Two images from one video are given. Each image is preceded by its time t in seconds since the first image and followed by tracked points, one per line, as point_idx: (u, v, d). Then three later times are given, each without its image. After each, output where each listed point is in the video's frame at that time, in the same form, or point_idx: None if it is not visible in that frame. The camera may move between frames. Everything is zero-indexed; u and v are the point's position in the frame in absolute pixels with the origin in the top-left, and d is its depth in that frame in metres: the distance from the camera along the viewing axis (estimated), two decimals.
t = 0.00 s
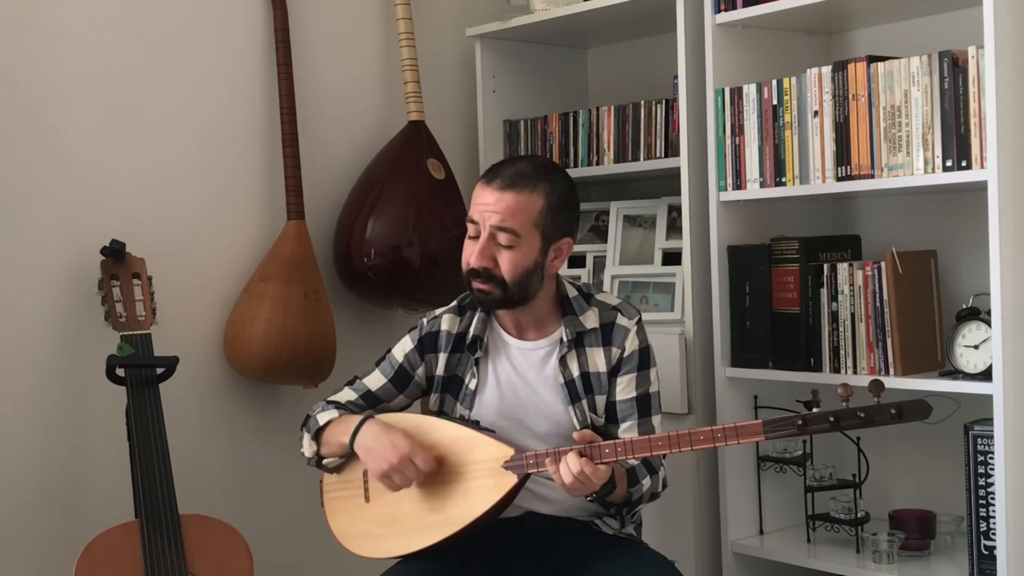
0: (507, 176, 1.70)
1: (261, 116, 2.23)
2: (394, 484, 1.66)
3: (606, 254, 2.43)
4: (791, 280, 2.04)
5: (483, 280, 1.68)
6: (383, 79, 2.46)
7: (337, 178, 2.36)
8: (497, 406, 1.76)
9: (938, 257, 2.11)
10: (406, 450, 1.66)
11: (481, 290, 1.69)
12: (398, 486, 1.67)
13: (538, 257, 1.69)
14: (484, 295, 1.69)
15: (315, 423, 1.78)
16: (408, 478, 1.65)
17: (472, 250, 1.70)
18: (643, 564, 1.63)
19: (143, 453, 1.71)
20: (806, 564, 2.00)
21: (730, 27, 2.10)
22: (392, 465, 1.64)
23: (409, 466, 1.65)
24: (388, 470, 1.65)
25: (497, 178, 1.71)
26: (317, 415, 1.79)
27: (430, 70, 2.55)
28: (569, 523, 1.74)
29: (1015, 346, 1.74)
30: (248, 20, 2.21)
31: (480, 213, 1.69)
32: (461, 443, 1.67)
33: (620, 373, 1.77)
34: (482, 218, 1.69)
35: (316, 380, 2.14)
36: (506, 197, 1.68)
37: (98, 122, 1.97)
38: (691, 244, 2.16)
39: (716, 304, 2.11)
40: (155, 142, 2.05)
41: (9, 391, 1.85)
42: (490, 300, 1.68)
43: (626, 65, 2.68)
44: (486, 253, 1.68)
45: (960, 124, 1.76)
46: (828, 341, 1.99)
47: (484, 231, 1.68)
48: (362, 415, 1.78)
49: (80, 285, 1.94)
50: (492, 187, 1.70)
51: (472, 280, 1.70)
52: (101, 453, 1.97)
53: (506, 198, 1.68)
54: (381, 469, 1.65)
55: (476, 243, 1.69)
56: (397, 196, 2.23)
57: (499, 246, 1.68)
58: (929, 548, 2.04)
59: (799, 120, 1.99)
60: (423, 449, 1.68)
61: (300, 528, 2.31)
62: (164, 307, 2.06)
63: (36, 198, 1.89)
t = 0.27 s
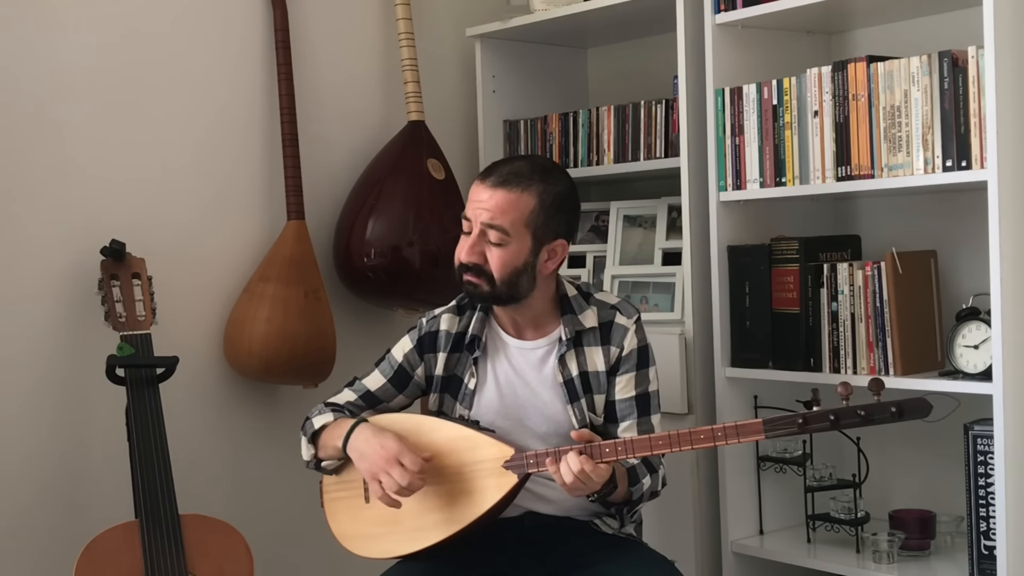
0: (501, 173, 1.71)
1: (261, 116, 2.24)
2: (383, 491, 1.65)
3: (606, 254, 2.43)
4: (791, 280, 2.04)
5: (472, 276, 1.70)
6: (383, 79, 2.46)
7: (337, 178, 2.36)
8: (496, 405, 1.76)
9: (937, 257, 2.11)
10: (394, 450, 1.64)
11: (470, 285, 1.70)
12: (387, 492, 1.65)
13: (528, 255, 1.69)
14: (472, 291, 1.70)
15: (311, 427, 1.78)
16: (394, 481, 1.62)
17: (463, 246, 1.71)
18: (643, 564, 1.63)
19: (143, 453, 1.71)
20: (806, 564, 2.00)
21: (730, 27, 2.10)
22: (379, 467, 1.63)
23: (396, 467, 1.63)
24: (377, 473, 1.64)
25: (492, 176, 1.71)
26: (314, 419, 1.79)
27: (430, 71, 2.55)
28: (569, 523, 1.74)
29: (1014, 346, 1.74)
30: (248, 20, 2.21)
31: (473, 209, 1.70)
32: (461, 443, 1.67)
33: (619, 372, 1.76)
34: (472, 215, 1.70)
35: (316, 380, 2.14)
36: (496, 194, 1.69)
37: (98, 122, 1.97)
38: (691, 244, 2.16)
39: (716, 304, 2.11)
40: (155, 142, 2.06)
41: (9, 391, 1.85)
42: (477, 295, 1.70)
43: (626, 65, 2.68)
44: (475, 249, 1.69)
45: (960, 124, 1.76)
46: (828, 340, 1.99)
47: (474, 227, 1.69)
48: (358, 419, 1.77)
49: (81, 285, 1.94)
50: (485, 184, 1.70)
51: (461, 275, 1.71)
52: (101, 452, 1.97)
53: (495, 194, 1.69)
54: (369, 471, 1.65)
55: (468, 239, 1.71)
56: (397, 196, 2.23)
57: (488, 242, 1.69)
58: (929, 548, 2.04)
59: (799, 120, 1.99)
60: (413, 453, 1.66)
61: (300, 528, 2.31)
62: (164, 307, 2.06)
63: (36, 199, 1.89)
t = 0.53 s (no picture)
0: (512, 172, 1.70)
1: (261, 116, 2.23)
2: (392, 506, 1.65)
3: (606, 254, 2.43)
4: (791, 280, 2.04)
5: (500, 282, 1.66)
6: (383, 79, 2.46)
7: (337, 178, 2.36)
8: (496, 406, 1.76)
9: (937, 257, 2.11)
10: (397, 472, 1.64)
11: (498, 292, 1.67)
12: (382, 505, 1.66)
13: (549, 253, 1.70)
14: (500, 298, 1.67)
15: (310, 431, 1.78)
16: (394, 501, 1.64)
17: (483, 251, 1.68)
18: (643, 564, 1.63)
19: (143, 453, 1.71)
20: (806, 564, 2.00)
21: (730, 27, 2.10)
22: (380, 486, 1.64)
23: (397, 488, 1.64)
24: (376, 491, 1.65)
25: (502, 177, 1.70)
26: (313, 422, 1.78)
27: (430, 70, 2.55)
28: (569, 523, 1.74)
29: (1014, 346, 1.74)
30: (248, 20, 2.21)
31: (490, 213, 1.68)
32: (460, 443, 1.67)
33: (617, 372, 1.76)
34: (491, 218, 1.67)
35: (316, 380, 2.14)
36: (513, 194, 1.67)
37: (98, 123, 1.97)
38: (691, 244, 2.16)
39: (716, 304, 2.11)
40: (155, 143, 2.05)
41: (9, 391, 1.85)
42: (507, 301, 1.67)
43: (626, 65, 2.68)
44: (500, 253, 1.66)
45: (960, 124, 1.76)
46: (828, 340, 1.99)
47: (495, 230, 1.67)
48: (357, 424, 1.77)
49: (81, 285, 1.94)
50: (501, 186, 1.69)
51: (486, 284, 1.67)
52: (101, 452, 1.97)
53: (513, 194, 1.67)
54: (368, 488, 1.65)
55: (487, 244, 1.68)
56: (397, 196, 2.23)
57: (512, 245, 1.67)
58: (929, 548, 2.04)
59: (799, 120, 1.99)
60: (413, 471, 1.66)
61: (301, 528, 2.31)
62: (164, 307, 2.06)
63: (36, 198, 1.89)
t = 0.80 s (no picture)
0: (545, 160, 1.71)
1: (261, 116, 2.24)
2: (384, 513, 1.65)
3: (606, 254, 2.43)
4: (791, 280, 2.04)
5: (549, 268, 1.67)
6: (383, 79, 2.46)
7: (337, 179, 2.36)
8: (498, 405, 1.76)
9: (937, 257, 2.11)
10: (393, 479, 1.64)
11: (546, 278, 1.67)
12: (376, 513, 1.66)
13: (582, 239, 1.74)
14: (546, 283, 1.67)
15: (310, 432, 1.78)
16: (387, 508, 1.64)
17: (531, 236, 1.68)
18: (642, 564, 1.63)
19: (143, 453, 1.72)
20: (806, 564, 2.00)
21: (730, 27, 2.10)
22: (375, 491, 1.64)
23: (391, 495, 1.64)
24: (370, 496, 1.65)
25: (537, 164, 1.70)
26: (313, 423, 1.78)
27: (431, 70, 2.55)
28: (569, 523, 1.74)
29: (1015, 346, 1.74)
30: (248, 20, 2.21)
31: (536, 198, 1.68)
32: (458, 443, 1.67)
33: (618, 371, 1.76)
34: (537, 203, 1.68)
35: (316, 380, 2.14)
36: (556, 179, 1.69)
37: (98, 123, 1.97)
38: (691, 244, 2.16)
39: (716, 304, 2.11)
40: (155, 143, 2.06)
41: (9, 391, 1.85)
42: (555, 287, 1.67)
43: (626, 65, 2.68)
44: (551, 238, 1.67)
45: (960, 124, 1.76)
46: (828, 340, 1.99)
47: (542, 215, 1.67)
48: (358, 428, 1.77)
49: (81, 285, 1.94)
50: (539, 172, 1.69)
51: (534, 270, 1.67)
52: (102, 452, 1.97)
53: (557, 180, 1.69)
54: (363, 492, 1.65)
55: (534, 229, 1.68)
56: (397, 196, 2.23)
57: (558, 230, 1.69)
58: (929, 548, 2.04)
59: (799, 120, 1.99)
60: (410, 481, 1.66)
61: (301, 528, 2.31)
62: (165, 307, 2.06)
63: (37, 199, 1.89)
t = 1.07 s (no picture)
0: (538, 158, 1.72)
1: (261, 116, 2.23)
2: (389, 493, 1.64)
3: (606, 254, 2.43)
4: (791, 280, 2.04)
5: (526, 265, 1.68)
6: (383, 79, 2.46)
7: (337, 179, 2.36)
8: (500, 406, 1.76)
9: (937, 257, 2.11)
10: (392, 457, 1.64)
11: (524, 275, 1.68)
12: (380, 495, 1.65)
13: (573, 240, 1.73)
14: (524, 281, 1.68)
15: (312, 424, 1.79)
16: (389, 486, 1.63)
17: (513, 233, 1.69)
18: (643, 564, 1.63)
19: (143, 453, 1.71)
20: (806, 564, 2.00)
21: (730, 27, 2.10)
22: (375, 470, 1.63)
23: (392, 473, 1.63)
24: (371, 475, 1.64)
25: (530, 161, 1.72)
26: (315, 417, 1.79)
27: (430, 70, 2.55)
28: (569, 523, 1.74)
29: (1015, 346, 1.74)
30: (248, 20, 2.21)
31: (521, 195, 1.69)
32: (462, 444, 1.67)
33: (620, 372, 1.77)
34: (522, 200, 1.69)
35: (316, 380, 2.14)
36: (546, 178, 1.70)
37: (98, 122, 1.97)
38: (691, 244, 2.16)
39: (716, 304, 2.11)
40: (155, 142, 2.05)
41: (9, 391, 1.85)
42: (534, 285, 1.68)
43: (626, 65, 2.68)
44: (530, 236, 1.68)
45: (960, 124, 1.76)
46: (828, 340, 2.00)
47: (526, 212, 1.69)
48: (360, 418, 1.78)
49: (81, 285, 1.94)
50: (529, 170, 1.70)
51: (513, 266, 1.68)
52: (101, 452, 1.97)
53: (546, 181, 1.70)
54: (364, 473, 1.65)
55: (518, 227, 1.69)
56: (397, 196, 2.23)
57: (542, 228, 1.69)
58: (929, 548, 2.04)
59: (800, 120, 1.99)
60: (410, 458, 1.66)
61: (301, 528, 2.31)
62: (164, 307, 2.06)
63: (37, 198, 1.89)
